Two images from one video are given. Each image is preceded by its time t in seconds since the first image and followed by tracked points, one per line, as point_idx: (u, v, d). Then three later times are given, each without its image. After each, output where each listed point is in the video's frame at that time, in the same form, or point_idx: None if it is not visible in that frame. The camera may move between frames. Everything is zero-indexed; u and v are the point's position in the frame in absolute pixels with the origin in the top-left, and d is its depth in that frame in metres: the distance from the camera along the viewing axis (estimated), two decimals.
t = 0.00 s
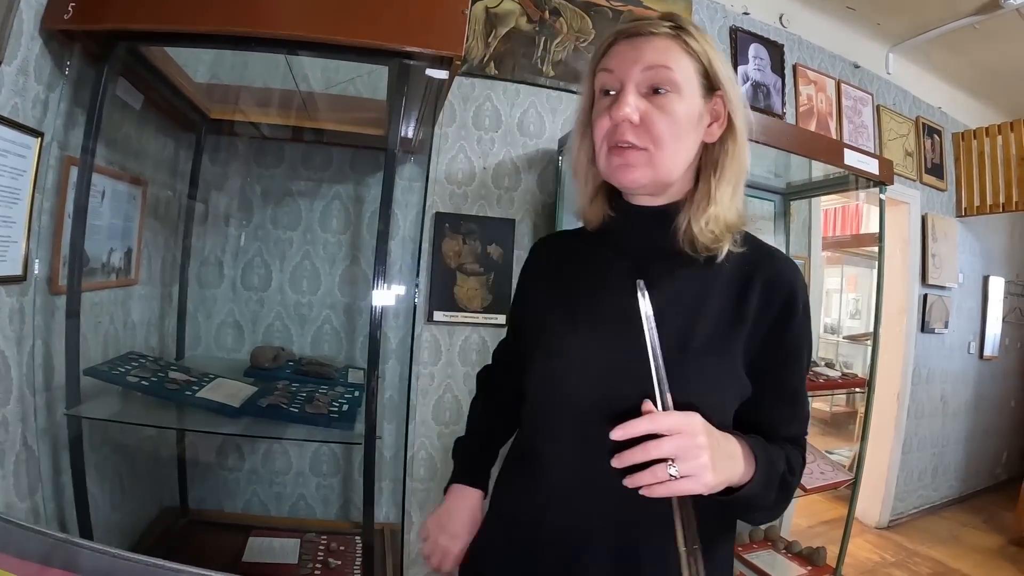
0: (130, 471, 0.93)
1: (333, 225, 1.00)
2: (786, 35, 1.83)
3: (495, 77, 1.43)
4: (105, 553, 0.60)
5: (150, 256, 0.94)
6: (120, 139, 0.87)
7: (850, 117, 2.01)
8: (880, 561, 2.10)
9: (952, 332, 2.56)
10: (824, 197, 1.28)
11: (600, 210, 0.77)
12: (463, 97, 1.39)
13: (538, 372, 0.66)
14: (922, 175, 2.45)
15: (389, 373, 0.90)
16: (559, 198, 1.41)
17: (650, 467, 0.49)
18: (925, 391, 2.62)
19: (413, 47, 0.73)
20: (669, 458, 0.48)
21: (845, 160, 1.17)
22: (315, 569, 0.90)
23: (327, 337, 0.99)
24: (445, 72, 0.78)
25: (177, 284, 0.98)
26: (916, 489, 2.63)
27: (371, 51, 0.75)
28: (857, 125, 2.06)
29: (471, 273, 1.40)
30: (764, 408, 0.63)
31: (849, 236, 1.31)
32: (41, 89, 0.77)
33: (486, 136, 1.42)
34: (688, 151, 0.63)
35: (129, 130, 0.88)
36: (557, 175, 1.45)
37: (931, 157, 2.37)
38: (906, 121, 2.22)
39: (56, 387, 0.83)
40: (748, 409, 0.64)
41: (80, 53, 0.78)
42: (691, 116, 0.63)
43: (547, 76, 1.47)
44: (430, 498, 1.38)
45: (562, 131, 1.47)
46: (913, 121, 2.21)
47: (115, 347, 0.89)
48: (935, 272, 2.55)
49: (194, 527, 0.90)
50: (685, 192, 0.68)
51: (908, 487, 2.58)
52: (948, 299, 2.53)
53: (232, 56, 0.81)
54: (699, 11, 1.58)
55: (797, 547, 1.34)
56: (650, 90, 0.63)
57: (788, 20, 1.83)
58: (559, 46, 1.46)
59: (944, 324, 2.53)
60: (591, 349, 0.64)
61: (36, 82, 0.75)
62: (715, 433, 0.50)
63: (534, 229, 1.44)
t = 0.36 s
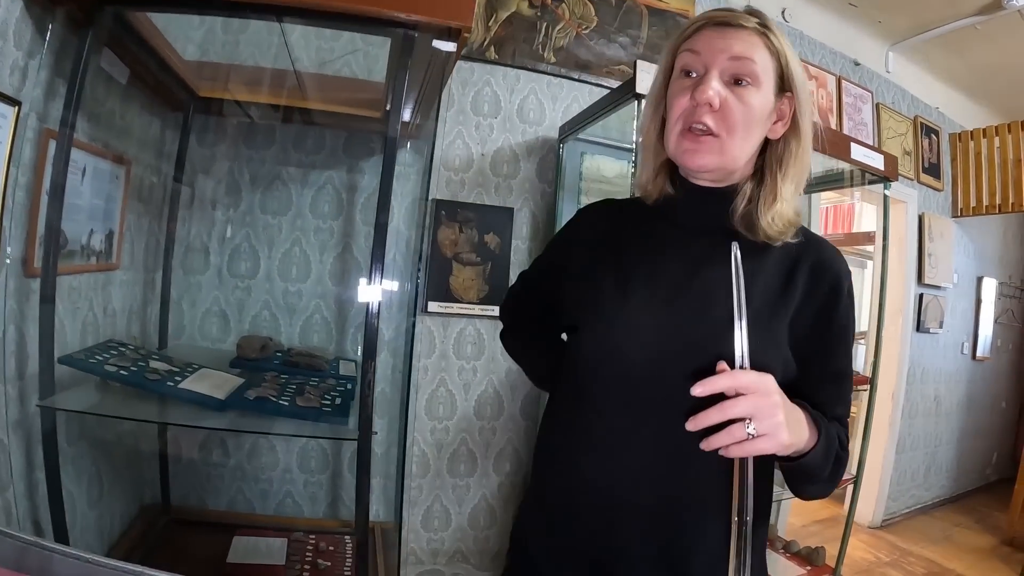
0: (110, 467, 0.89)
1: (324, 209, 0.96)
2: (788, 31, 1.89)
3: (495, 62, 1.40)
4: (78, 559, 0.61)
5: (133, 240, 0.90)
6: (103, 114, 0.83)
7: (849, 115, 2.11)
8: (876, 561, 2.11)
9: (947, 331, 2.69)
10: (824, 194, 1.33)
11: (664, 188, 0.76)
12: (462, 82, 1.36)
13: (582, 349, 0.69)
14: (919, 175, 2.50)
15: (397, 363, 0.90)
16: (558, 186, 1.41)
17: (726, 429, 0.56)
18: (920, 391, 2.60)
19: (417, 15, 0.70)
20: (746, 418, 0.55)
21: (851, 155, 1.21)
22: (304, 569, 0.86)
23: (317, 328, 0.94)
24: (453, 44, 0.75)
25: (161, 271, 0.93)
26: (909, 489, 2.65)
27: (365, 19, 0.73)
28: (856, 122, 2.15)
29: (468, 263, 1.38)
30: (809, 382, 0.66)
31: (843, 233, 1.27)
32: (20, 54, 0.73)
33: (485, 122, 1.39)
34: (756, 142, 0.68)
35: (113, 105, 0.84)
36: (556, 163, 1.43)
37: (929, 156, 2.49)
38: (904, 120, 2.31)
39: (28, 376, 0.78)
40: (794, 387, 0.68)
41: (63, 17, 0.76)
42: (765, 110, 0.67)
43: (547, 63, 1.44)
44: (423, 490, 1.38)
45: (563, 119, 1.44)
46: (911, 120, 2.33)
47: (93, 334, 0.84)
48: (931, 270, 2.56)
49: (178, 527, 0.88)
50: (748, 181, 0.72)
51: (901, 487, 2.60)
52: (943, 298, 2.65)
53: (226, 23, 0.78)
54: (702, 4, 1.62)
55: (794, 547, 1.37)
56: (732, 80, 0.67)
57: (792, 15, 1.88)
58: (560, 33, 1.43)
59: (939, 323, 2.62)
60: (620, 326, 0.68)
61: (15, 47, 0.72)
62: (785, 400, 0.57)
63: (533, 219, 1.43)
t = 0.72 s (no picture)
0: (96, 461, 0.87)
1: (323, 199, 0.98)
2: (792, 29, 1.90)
3: (500, 52, 1.38)
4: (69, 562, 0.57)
5: (125, 226, 0.85)
6: (98, 93, 0.79)
7: (850, 116, 2.10)
8: (871, 562, 2.13)
9: (941, 334, 2.74)
10: (822, 194, 1.32)
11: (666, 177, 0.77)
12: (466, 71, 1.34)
13: (588, 342, 0.68)
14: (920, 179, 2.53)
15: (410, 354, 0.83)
16: (562, 180, 1.40)
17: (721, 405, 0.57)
18: (914, 394, 2.63)
19: None
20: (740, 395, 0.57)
21: (857, 155, 1.21)
22: (298, 569, 0.87)
23: (313, 320, 0.95)
24: (469, 26, 0.75)
25: (153, 258, 0.90)
26: (901, 491, 2.68)
27: None
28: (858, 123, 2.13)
29: (469, 255, 1.37)
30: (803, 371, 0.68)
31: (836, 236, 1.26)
32: (13, 26, 0.73)
33: (488, 113, 1.37)
34: (760, 138, 0.68)
35: (108, 85, 0.80)
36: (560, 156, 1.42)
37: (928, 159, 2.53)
38: (905, 123, 2.33)
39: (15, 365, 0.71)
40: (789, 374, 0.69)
41: None
42: (770, 107, 0.67)
43: (552, 54, 1.43)
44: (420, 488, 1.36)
45: (567, 112, 1.43)
46: (913, 123, 2.37)
47: (82, 323, 0.79)
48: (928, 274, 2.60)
49: (166, 523, 0.84)
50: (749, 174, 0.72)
51: (894, 490, 2.63)
52: (939, 301, 2.69)
53: None
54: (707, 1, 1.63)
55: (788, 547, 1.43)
56: (742, 75, 0.66)
57: (795, 15, 1.91)
58: (567, 25, 1.42)
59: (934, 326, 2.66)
60: (632, 320, 0.66)
61: (8, 17, 0.72)
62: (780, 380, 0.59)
63: (535, 212, 1.42)
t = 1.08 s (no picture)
0: (89, 460, 0.85)
1: (322, 194, 1.02)
2: (792, 31, 1.95)
3: (502, 48, 1.38)
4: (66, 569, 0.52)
5: (118, 218, 0.84)
6: (93, 81, 0.75)
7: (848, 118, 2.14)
8: (864, 563, 2.14)
9: (934, 337, 2.77)
10: (817, 197, 1.33)
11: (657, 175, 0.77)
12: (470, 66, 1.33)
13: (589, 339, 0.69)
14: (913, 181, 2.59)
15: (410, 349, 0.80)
16: (564, 178, 1.40)
17: (693, 391, 0.56)
18: (908, 396, 2.66)
19: None
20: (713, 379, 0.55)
21: (859, 158, 1.21)
22: (294, 569, 0.83)
23: (309, 316, 0.96)
24: (480, 18, 0.70)
25: (146, 253, 0.90)
26: (893, 493, 2.70)
27: None
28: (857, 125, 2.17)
29: (468, 253, 1.36)
30: (795, 365, 0.66)
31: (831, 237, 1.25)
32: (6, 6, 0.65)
33: (490, 109, 1.36)
34: (747, 135, 0.67)
35: (103, 72, 0.77)
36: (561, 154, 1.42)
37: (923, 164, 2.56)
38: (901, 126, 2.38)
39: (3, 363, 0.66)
40: (781, 367, 0.68)
41: None
42: (756, 103, 0.66)
43: (555, 51, 1.42)
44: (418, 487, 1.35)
45: (568, 109, 1.43)
46: (907, 126, 2.41)
47: (75, 317, 0.76)
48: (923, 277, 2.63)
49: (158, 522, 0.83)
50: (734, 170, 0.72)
51: (887, 491, 2.64)
52: (932, 305, 2.72)
53: None
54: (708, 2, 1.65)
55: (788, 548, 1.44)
56: (727, 73, 0.66)
57: (795, 16, 1.95)
58: (569, 22, 1.41)
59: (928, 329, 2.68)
60: (641, 321, 0.66)
61: None
62: (754, 364, 0.57)
63: (537, 209, 1.41)
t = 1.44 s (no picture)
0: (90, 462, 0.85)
1: (325, 194, 1.02)
2: (794, 34, 1.92)
3: (507, 49, 1.37)
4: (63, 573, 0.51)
5: (120, 217, 0.84)
6: (96, 80, 0.75)
7: (850, 121, 2.11)
8: (863, 565, 2.15)
9: (933, 339, 2.78)
10: (818, 199, 1.31)
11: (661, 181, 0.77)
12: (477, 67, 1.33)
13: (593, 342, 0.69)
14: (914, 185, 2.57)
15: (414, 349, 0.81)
16: (567, 179, 1.39)
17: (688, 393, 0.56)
18: (906, 398, 2.66)
19: None
20: (707, 380, 0.55)
21: (862, 161, 1.22)
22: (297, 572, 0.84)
23: (312, 317, 0.97)
24: (490, 20, 0.71)
25: (147, 253, 0.90)
26: (891, 495, 2.71)
27: None
28: (857, 129, 2.14)
29: (471, 254, 1.36)
30: (795, 367, 0.66)
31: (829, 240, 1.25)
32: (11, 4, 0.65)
33: (494, 110, 1.36)
34: (749, 144, 0.67)
35: (107, 71, 0.76)
36: (565, 155, 1.42)
37: (923, 167, 2.57)
38: (902, 129, 2.37)
39: (5, 362, 0.66)
40: (781, 369, 0.68)
41: None
42: (759, 113, 0.66)
43: (558, 53, 1.42)
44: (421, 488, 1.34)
45: (572, 110, 1.43)
46: (909, 130, 2.41)
47: (76, 318, 0.76)
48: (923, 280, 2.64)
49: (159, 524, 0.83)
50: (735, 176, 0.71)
51: (885, 493, 2.65)
52: (931, 307, 2.72)
53: None
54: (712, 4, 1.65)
55: (790, 550, 1.44)
56: (731, 82, 0.66)
57: (798, 19, 1.92)
58: (574, 23, 1.40)
59: (927, 331, 2.69)
60: (651, 324, 0.66)
61: None
62: (749, 365, 0.57)
63: (540, 211, 1.41)
